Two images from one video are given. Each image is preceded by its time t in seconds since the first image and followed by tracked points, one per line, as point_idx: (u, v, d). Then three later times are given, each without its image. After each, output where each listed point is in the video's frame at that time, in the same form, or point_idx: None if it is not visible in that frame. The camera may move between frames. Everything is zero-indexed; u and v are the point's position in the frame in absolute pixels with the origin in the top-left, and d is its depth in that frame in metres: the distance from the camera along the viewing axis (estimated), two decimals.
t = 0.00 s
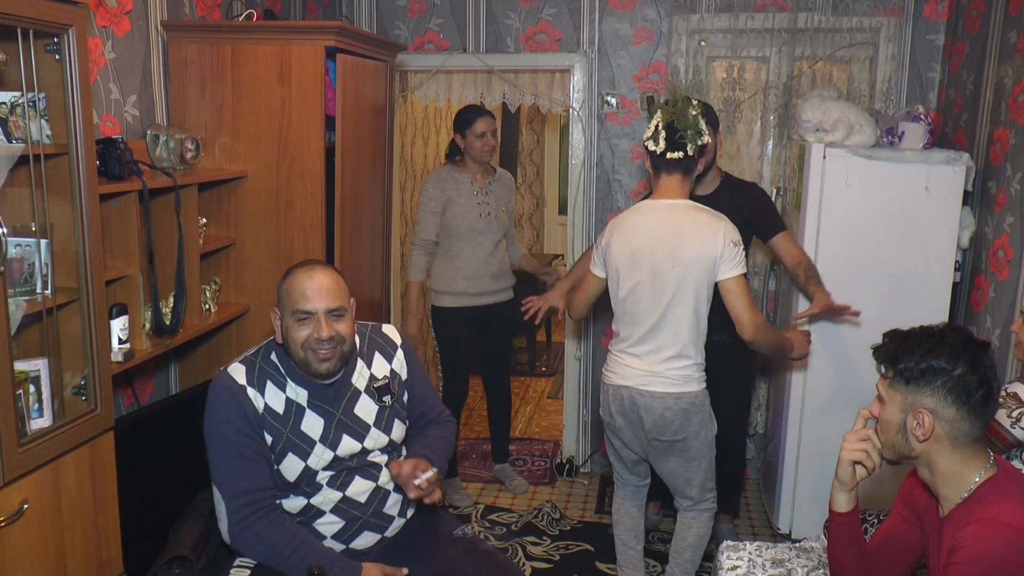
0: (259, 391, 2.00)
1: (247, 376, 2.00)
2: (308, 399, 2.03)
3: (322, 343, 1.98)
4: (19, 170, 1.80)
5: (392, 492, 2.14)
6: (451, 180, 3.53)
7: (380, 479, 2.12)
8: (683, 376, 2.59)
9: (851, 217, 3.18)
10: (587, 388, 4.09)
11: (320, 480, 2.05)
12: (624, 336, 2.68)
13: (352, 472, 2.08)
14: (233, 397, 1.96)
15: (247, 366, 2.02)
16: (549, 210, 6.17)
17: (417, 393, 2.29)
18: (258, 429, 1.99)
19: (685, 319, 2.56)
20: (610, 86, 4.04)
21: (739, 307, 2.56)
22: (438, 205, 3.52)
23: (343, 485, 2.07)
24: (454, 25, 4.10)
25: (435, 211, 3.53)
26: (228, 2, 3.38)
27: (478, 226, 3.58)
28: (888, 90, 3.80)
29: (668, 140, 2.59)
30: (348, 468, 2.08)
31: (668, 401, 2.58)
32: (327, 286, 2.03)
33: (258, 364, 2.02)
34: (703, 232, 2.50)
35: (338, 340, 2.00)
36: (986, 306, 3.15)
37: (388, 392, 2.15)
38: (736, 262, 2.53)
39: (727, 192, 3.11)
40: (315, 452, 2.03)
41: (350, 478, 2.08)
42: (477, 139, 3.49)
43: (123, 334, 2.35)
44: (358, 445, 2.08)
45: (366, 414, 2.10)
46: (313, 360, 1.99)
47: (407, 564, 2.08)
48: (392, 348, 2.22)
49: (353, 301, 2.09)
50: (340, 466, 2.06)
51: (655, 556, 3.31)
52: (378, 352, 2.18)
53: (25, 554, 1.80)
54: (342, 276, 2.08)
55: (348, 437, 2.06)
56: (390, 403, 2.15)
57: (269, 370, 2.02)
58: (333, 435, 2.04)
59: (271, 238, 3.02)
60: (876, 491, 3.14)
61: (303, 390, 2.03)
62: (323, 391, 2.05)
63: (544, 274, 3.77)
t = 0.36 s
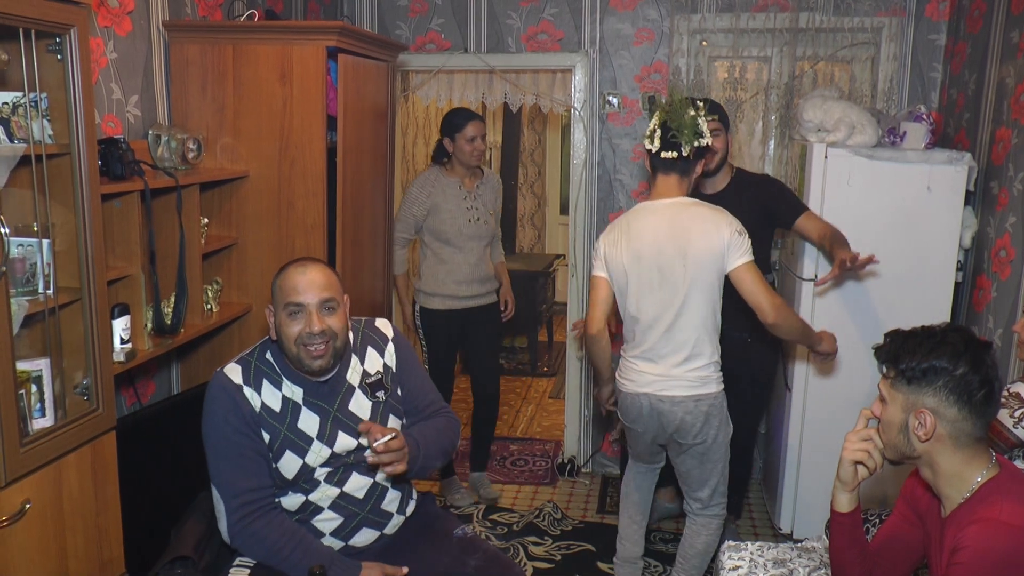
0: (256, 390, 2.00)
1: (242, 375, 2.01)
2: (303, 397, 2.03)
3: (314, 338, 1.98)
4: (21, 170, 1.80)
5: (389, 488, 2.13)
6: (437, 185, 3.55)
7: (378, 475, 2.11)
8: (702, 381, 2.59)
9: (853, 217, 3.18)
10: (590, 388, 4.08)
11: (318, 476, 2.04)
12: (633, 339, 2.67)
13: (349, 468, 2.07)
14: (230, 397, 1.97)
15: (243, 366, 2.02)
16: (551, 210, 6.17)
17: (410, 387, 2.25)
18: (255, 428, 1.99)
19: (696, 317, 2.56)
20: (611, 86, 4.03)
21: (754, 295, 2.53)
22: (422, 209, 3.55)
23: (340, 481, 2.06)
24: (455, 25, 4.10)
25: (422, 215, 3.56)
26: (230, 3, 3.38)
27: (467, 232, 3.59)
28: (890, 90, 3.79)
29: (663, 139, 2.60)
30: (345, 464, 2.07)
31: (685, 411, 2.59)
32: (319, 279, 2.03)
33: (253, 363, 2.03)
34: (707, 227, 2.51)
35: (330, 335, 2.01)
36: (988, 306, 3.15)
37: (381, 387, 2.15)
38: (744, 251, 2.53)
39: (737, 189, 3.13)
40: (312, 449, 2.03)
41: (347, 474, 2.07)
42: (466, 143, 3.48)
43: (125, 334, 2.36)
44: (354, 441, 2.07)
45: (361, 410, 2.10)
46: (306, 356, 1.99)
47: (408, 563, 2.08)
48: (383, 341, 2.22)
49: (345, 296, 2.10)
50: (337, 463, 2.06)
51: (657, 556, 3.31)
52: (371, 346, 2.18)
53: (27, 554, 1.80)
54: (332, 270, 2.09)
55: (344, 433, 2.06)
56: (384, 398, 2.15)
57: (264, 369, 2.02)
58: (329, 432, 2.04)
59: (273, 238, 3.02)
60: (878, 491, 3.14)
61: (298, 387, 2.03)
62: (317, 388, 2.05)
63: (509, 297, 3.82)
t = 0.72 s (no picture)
0: (256, 388, 2.01)
1: (243, 375, 2.01)
2: (303, 394, 2.04)
3: (322, 344, 1.98)
4: (26, 171, 1.80)
5: (390, 485, 2.13)
6: (430, 184, 3.57)
7: (378, 471, 2.11)
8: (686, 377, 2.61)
9: (856, 217, 3.18)
10: (592, 388, 4.09)
11: (319, 473, 2.05)
12: (622, 334, 2.68)
13: (349, 464, 2.07)
14: (230, 396, 1.97)
15: (243, 365, 2.03)
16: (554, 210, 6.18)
17: (408, 376, 2.21)
18: (256, 426, 1.99)
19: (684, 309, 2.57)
20: (614, 87, 4.04)
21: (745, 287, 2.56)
22: (417, 210, 3.58)
23: (341, 477, 2.06)
24: (458, 26, 4.10)
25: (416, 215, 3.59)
26: (234, 3, 3.39)
27: (461, 230, 3.58)
28: (893, 90, 3.79)
29: (650, 132, 2.61)
30: (346, 460, 2.07)
31: (667, 406, 2.61)
32: (334, 285, 2.01)
33: (253, 362, 2.03)
34: (698, 220, 2.52)
35: (337, 343, 2.01)
36: (992, 307, 3.15)
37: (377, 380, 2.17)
38: (735, 245, 2.54)
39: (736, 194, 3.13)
40: (313, 446, 2.03)
41: (347, 470, 2.07)
42: (469, 142, 3.50)
43: (129, 334, 2.37)
44: (352, 437, 2.07)
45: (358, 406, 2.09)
46: (311, 360, 1.99)
47: (411, 563, 2.08)
48: (372, 331, 2.25)
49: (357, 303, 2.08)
50: (338, 459, 2.06)
51: (659, 556, 3.31)
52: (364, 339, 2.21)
53: (31, 554, 1.81)
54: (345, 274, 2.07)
55: (342, 429, 2.06)
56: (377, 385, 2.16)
57: (264, 368, 2.03)
58: (328, 428, 2.05)
59: (276, 238, 3.02)
60: (880, 492, 3.14)
61: (297, 385, 2.04)
62: (317, 385, 2.05)
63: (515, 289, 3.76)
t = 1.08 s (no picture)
0: (259, 390, 2.01)
1: (246, 377, 2.01)
2: (307, 397, 2.03)
3: (316, 339, 1.98)
4: (32, 172, 1.80)
5: (394, 487, 2.13)
6: (439, 188, 3.50)
7: (382, 473, 2.10)
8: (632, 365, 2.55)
9: (861, 217, 3.17)
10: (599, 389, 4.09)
11: (323, 475, 2.04)
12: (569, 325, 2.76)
13: (353, 467, 2.07)
14: (234, 399, 1.97)
15: (246, 367, 2.03)
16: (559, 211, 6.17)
17: (410, 385, 2.22)
18: (260, 429, 1.99)
19: (608, 317, 2.55)
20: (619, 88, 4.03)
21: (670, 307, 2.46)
22: (428, 215, 3.50)
23: (345, 480, 2.06)
24: (462, 27, 4.10)
25: (428, 220, 3.52)
26: (238, 4, 3.39)
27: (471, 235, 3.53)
28: (898, 90, 3.78)
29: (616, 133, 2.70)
30: (350, 464, 2.07)
31: (611, 387, 2.54)
32: (320, 280, 2.01)
33: (257, 364, 2.03)
34: (625, 229, 2.47)
35: (331, 336, 2.00)
36: (997, 308, 3.14)
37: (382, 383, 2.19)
38: (663, 264, 2.44)
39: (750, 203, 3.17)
40: (316, 448, 2.03)
41: (351, 473, 2.07)
42: (479, 148, 3.42)
43: (134, 335, 2.37)
44: (356, 441, 2.06)
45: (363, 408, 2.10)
46: (306, 357, 1.98)
47: (416, 564, 2.07)
48: (379, 336, 2.23)
49: (348, 297, 2.07)
50: (342, 462, 2.05)
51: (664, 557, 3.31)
52: (370, 343, 2.20)
53: (36, 554, 1.82)
54: (335, 270, 2.06)
55: (346, 432, 2.05)
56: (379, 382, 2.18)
57: (268, 370, 2.03)
58: (332, 431, 2.04)
59: (281, 239, 3.03)
60: (886, 493, 3.13)
61: (301, 387, 2.03)
62: (321, 387, 2.05)
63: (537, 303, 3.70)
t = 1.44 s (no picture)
0: (259, 389, 2.00)
1: (247, 376, 2.00)
2: (308, 396, 2.02)
3: (319, 342, 1.97)
4: (30, 170, 1.79)
5: (395, 487, 2.12)
6: (469, 192, 3.48)
7: (382, 472, 2.09)
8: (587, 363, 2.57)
9: (863, 217, 3.16)
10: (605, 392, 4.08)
11: (323, 475, 2.03)
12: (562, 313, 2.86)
13: (353, 467, 2.06)
14: (235, 398, 1.96)
15: (246, 367, 2.02)
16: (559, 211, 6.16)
17: (412, 383, 2.21)
18: (260, 428, 1.98)
19: (567, 305, 2.62)
20: (620, 87, 4.02)
21: (604, 304, 2.41)
22: (455, 220, 3.48)
23: (345, 479, 2.05)
24: (463, 25, 4.09)
25: (453, 226, 3.49)
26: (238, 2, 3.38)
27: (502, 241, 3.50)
28: (899, 90, 3.77)
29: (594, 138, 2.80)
30: (350, 463, 2.05)
31: (564, 378, 2.59)
32: (324, 283, 1.99)
33: (258, 364, 2.02)
34: (584, 222, 2.53)
35: (335, 339, 1.99)
36: (999, 308, 3.13)
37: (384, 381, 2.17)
38: (609, 258, 2.43)
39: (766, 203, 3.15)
40: (317, 448, 2.01)
41: (352, 472, 2.06)
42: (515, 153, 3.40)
43: (133, 334, 2.36)
44: (357, 440, 2.05)
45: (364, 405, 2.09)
46: (310, 359, 1.98)
47: (416, 564, 2.06)
48: (380, 335, 2.22)
49: (350, 299, 2.06)
50: (342, 462, 2.04)
51: (665, 557, 3.30)
52: (371, 342, 2.20)
53: (34, 554, 1.81)
54: (337, 271, 2.05)
55: (347, 432, 2.04)
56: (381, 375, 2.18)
57: (268, 369, 2.02)
58: (332, 431, 2.03)
59: (280, 238, 3.01)
60: (887, 493, 3.12)
61: (301, 387, 2.02)
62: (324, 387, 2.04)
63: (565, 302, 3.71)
